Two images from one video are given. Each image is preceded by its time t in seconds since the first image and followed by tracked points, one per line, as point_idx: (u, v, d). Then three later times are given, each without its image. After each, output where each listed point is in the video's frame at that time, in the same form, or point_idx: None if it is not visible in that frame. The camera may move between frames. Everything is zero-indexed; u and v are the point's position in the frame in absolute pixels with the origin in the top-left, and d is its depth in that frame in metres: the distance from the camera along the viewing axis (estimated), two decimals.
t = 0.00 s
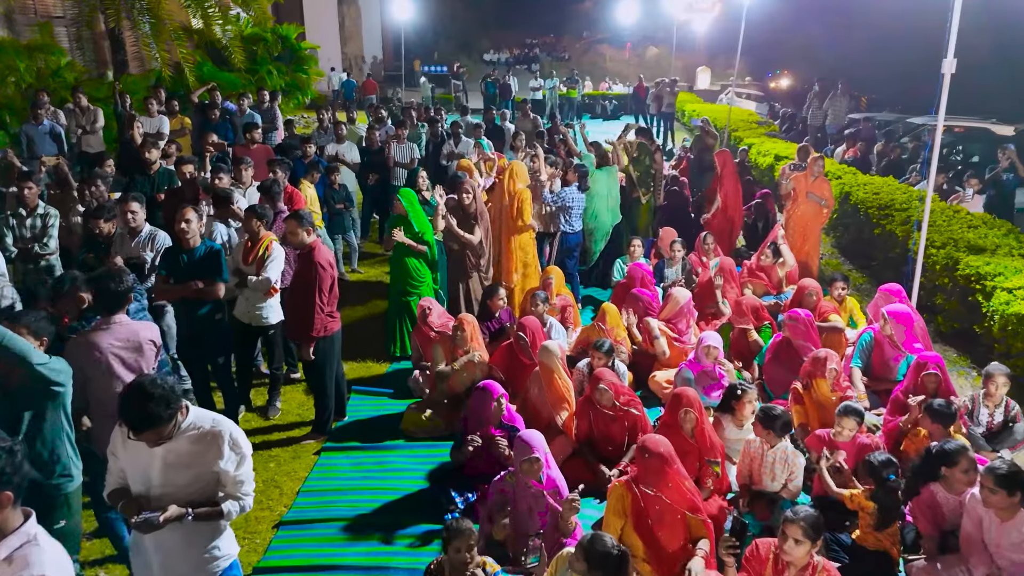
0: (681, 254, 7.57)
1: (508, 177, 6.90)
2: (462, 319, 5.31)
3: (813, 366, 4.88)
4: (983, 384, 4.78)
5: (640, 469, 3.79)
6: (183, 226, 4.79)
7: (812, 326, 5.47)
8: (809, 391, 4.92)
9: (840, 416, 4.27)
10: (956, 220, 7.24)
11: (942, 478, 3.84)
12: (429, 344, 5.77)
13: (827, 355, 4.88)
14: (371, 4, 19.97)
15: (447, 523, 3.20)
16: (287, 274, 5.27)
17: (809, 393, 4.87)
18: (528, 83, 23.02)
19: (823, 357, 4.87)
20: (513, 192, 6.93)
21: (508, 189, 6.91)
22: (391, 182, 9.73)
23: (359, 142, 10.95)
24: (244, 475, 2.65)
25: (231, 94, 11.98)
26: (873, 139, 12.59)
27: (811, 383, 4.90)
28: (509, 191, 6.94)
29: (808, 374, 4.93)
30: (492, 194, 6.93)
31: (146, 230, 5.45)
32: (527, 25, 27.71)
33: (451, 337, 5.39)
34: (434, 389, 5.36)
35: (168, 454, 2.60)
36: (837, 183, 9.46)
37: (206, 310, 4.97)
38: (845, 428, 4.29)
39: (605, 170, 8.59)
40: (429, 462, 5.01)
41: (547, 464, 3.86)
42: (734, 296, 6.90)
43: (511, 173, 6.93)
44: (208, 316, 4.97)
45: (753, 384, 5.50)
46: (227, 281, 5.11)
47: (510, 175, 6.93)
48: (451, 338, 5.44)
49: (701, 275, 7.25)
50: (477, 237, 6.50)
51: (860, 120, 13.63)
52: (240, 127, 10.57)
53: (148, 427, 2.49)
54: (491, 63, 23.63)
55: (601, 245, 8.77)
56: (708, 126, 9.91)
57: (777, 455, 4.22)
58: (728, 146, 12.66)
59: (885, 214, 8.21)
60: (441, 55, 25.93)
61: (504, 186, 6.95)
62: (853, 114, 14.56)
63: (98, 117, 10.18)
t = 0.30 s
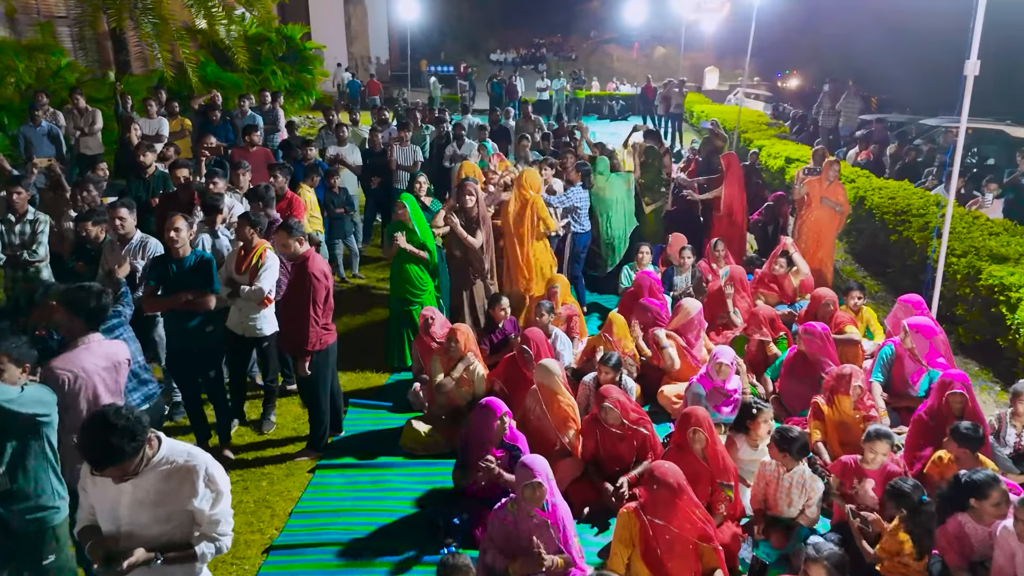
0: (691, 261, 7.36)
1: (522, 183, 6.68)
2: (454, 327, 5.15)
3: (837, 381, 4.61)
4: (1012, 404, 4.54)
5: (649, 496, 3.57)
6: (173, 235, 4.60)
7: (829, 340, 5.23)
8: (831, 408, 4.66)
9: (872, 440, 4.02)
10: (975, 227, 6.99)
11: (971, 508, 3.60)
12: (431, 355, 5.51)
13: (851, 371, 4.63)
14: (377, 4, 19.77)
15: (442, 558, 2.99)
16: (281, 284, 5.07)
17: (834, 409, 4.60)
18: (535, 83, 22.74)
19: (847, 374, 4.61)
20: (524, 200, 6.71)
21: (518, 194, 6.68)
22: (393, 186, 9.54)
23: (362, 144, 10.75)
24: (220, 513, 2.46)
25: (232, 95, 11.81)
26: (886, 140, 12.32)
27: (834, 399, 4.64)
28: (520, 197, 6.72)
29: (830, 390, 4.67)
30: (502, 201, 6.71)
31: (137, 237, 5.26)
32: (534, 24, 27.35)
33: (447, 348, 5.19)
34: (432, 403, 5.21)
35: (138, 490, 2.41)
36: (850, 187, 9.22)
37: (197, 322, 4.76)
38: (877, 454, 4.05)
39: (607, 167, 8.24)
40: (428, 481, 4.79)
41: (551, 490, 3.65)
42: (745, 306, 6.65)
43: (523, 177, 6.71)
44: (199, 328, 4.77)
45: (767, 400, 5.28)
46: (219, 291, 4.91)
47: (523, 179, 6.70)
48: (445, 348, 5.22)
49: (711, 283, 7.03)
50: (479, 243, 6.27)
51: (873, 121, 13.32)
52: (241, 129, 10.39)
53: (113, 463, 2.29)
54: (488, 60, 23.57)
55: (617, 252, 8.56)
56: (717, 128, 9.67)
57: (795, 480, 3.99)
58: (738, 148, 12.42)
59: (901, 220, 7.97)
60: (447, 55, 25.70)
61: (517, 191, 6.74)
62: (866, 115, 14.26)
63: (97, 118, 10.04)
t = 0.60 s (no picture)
0: (704, 269, 7.12)
1: (537, 188, 6.45)
2: (463, 343, 4.90)
3: (868, 406, 4.36)
4: None
5: (663, 531, 3.34)
6: (163, 243, 4.37)
7: (851, 356, 4.98)
8: (861, 433, 4.39)
9: (903, 470, 3.80)
10: (1003, 235, 6.71)
11: (1014, 549, 3.32)
12: (441, 369, 5.33)
13: (884, 396, 4.35)
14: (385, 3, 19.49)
15: None
16: (277, 294, 4.86)
17: (867, 436, 4.34)
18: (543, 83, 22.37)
19: (880, 400, 4.34)
20: (538, 207, 6.49)
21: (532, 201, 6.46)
22: (398, 190, 9.31)
23: (366, 145, 10.51)
24: (193, 560, 2.23)
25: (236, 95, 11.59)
26: (904, 143, 12.01)
27: (865, 424, 4.37)
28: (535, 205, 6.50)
29: (861, 414, 4.42)
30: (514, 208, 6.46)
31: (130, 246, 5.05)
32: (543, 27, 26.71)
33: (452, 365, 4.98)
34: (435, 421, 5.01)
35: (103, 536, 2.19)
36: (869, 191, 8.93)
37: (188, 336, 4.53)
38: (908, 484, 3.82)
39: (622, 169, 7.97)
40: (427, 504, 4.54)
41: (557, 523, 3.40)
42: (760, 318, 6.52)
43: (538, 181, 6.48)
44: (190, 342, 4.54)
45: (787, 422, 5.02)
46: (212, 303, 4.71)
47: (539, 184, 6.48)
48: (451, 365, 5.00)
49: (725, 294, 6.79)
50: (484, 252, 6.03)
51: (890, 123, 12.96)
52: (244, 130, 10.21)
53: (69, 509, 2.08)
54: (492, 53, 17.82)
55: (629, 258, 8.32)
56: (731, 131, 9.39)
57: (818, 510, 3.74)
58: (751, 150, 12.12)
59: (923, 228, 7.69)
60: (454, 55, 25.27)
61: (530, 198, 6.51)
62: (883, 116, 13.91)
63: (97, 120, 9.85)
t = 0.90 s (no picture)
0: (718, 278, 6.85)
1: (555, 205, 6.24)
2: (473, 363, 4.65)
3: (916, 441, 4.04)
4: None
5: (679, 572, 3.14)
6: (149, 255, 4.15)
7: (876, 374, 4.68)
8: (905, 467, 4.05)
9: (927, 499, 3.56)
10: None
11: None
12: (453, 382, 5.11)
13: (934, 431, 4.04)
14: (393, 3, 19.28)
15: None
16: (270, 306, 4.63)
17: (911, 472, 4.01)
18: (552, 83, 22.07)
19: (929, 434, 4.03)
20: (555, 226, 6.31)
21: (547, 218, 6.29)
22: (403, 193, 9.09)
23: (370, 147, 10.30)
24: None
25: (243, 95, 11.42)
26: (922, 146, 11.70)
27: (912, 459, 4.03)
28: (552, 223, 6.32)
29: (907, 447, 4.09)
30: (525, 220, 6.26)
31: (119, 254, 4.83)
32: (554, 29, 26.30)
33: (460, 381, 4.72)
34: (436, 440, 4.76)
35: None
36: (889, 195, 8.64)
37: (176, 351, 4.32)
38: (932, 515, 3.58)
39: (639, 177, 7.82)
40: (427, 531, 4.31)
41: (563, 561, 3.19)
42: (777, 330, 6.24)
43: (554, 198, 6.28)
44: (179, 358, 4.33)
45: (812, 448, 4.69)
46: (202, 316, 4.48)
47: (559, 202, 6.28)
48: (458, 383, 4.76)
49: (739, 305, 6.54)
50: (491, 254, 5.71)
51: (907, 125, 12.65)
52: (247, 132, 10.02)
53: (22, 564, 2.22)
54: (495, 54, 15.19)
55: (640, 265, 8.08)
56: (745, 134, 9.11)
57: (845, 546, 3.48)
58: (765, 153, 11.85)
59: (947, 236, 7.42)
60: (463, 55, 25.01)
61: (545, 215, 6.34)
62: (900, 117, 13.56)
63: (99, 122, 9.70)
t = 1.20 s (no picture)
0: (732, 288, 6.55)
1: (586, 205, 6.13)
2: (482, 386, 4.43)
3: (969, 482, 3.83)
4: None
5: None
6: (132, 268, 3.90)
7: (904, 397, 4.37)
8: (953, 508, 3.83)
9: (955, 537, 3.31)
10: None
11: None
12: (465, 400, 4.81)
13: (985, 471, 3.83)
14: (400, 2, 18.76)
15: None
16: (261, 321, 4.37)
17: (958, 512, 3.79)
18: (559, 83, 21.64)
19: (983, 474, 3.83)
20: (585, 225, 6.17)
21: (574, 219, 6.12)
22: (406, 198, 8.81)
23: (373, 150, 10.02)
24: None
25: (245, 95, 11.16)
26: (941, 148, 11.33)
27: (960, 500, 3.83)
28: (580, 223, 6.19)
29: (956, 486, 3.87)
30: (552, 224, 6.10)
31: (104, 266, 4.57)
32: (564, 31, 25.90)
33: (468, 402, 4.52)
34: (437, 463, 4.52)
35: None
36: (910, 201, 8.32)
37: (161, 370, 4.08)
38: (960, 555, 3.33)
39: (660, 177, 7.44)
40: (424, 562, 4.07)
41: None
42: (795, 344, 6.00)
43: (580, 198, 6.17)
44: (164, 377, 4.09)
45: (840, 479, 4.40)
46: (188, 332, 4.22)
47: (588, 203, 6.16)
48: (465, 403, 4.56)
49: (755, 318, 6.28)
50: (500, 265, 5.44)
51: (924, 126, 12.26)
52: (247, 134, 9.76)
53: None
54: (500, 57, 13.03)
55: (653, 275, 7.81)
56: (759, 137, 8.80)
57: None
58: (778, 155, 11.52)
59: (973, 245, 7.12)
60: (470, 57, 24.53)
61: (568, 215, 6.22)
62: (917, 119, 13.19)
63: (96, 124, 9.46)
